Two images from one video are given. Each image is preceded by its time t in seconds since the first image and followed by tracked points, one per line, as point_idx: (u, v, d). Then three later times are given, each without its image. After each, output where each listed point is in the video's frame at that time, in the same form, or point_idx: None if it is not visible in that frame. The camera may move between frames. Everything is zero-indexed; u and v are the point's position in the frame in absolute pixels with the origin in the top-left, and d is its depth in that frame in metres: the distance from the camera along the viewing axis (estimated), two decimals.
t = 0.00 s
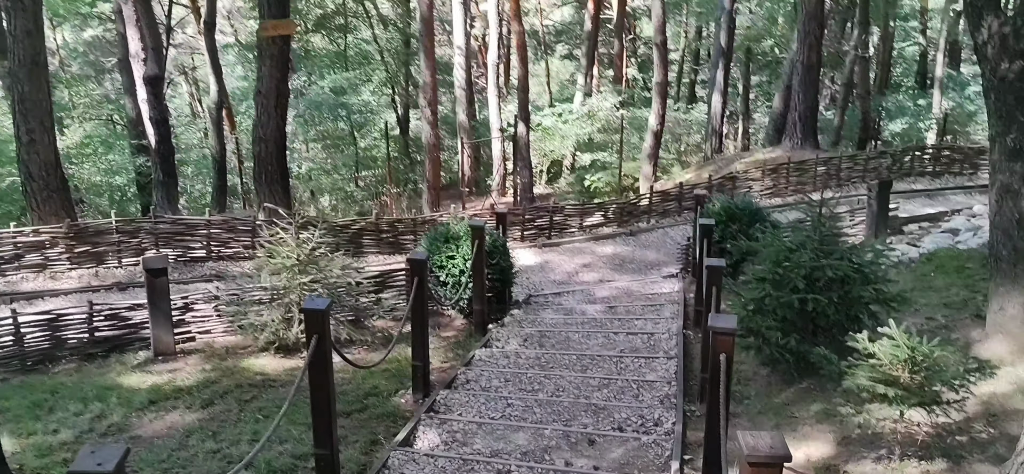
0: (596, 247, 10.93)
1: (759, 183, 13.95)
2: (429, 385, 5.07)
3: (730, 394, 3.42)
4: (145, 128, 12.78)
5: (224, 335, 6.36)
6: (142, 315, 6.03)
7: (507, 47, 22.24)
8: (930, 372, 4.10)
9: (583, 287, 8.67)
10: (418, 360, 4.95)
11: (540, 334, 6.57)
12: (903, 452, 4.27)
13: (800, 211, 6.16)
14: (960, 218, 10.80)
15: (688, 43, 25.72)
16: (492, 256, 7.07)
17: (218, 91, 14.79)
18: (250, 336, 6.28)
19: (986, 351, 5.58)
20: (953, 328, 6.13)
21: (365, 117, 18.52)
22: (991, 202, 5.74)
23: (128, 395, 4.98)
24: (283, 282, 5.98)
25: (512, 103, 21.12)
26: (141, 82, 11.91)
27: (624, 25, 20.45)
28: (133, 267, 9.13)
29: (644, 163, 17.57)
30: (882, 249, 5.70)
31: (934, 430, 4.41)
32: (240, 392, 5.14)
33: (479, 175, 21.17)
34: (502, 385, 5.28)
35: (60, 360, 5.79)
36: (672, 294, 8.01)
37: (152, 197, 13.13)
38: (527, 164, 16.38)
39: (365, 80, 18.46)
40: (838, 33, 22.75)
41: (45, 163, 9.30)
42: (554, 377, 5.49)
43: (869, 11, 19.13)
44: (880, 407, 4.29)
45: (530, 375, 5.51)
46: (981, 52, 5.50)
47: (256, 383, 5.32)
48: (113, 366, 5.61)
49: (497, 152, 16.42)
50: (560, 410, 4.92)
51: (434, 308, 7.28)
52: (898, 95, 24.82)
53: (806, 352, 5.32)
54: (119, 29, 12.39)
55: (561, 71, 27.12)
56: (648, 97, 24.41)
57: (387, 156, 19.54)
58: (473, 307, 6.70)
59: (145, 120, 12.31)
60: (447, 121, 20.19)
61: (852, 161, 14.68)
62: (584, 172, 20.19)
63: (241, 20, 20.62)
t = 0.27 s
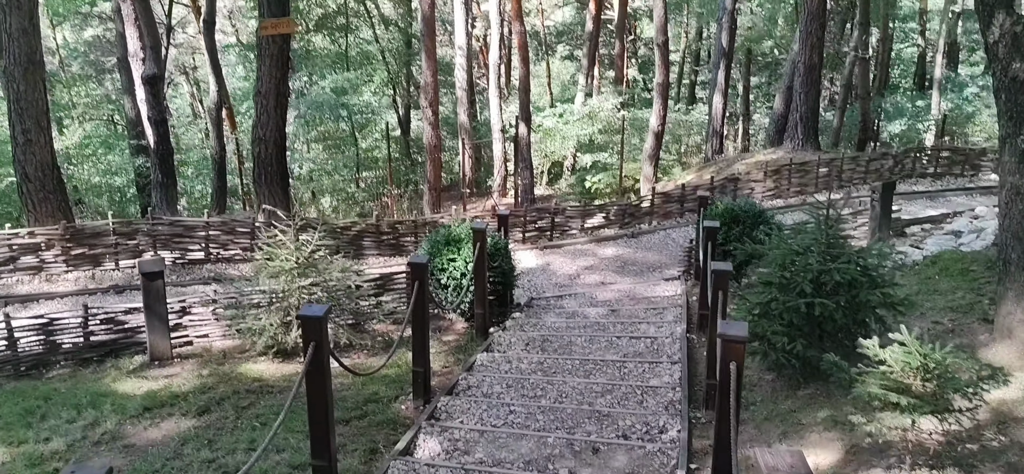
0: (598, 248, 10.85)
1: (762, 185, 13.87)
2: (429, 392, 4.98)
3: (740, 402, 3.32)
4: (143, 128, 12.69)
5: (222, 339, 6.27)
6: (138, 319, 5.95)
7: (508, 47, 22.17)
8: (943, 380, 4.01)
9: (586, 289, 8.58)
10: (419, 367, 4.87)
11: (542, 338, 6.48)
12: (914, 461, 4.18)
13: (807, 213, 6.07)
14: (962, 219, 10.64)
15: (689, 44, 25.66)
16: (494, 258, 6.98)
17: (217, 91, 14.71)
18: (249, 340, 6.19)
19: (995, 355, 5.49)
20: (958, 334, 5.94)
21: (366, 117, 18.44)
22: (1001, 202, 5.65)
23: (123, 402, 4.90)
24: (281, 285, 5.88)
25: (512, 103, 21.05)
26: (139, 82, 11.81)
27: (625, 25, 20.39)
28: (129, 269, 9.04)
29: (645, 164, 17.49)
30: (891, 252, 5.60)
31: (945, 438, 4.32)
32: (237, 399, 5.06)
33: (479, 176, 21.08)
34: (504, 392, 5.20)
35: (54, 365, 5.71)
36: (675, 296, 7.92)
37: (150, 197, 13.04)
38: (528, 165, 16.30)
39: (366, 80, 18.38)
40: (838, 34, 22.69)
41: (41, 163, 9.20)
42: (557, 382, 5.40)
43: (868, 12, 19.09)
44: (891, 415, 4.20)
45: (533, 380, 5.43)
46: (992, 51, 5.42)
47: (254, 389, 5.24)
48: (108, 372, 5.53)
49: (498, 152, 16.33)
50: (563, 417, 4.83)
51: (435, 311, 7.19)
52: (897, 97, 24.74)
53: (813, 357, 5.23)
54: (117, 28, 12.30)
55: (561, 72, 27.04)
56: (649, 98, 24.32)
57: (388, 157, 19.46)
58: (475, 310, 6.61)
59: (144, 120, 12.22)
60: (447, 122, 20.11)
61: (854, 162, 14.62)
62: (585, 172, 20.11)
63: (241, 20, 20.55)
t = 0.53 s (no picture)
0: (605, 248, 10.67)
1: (771, 183, 13.66)
2: (435, 397, 4.83)
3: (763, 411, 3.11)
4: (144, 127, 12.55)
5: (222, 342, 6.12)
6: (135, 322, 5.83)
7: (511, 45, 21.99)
8: (975, 386, 3.80)
9: (594, 290, 8.39)
10: (424, 372, 4.72)
11: (551, 340, 6.31)
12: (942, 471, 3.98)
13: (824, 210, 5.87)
14: (976, 217, 10.38)
15: (694, 41, 25.43)
16: (500, 259, 6.81)
17: (218, 89, 14.56)
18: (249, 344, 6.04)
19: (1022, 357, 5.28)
20: (980, 336, 5.70)
21: (369, 116, 18.29)
22: None
23: (117, 409, 4.75)
24: (283, 287, 5.73)
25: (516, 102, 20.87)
26: (138, 80, 11.66)
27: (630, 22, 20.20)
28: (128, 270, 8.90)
29: (651, 162, 17.28)
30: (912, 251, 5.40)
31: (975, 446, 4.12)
32: (236, 404, 4.90)
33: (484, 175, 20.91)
34: (512, 397, 5.03)
35: (48, 370, 5.59)
36: (686, 297, 7.72)
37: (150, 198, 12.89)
38: (533, 163, 16.11)
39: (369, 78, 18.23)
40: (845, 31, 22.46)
41: (37, 162, 9.07)
42: (567, 387, 5.22)
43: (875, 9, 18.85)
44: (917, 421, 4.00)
45: (542, 385, 5.25)
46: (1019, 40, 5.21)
47: (254, 394, 5.07)
48: (104, 377, 5.39)
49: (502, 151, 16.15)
50: (574, 423, 4.65)
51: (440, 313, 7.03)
52: (903, 94, 24.47)
53: (832, 360, 5.03)
54: (117, 26, 12.16)
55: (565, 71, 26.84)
56: (654, 96, 24.09)
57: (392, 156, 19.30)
58: (481, 312, 6.43)
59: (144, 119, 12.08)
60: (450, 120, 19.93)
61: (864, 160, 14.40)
62: (591, 171, 19.92)
63: (243, 19, 20.41)
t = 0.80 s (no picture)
0: (613, 248, 10.48)
1: (779, 182, 13.46)
2: (440, 404, 4.67)
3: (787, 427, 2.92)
4: (142, 126, 12.39)
5: (221, 346, 5.96)
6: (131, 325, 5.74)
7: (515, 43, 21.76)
8: (1005, 395, 3.60)
9: (601, 291, 8.21)
10: (429, 378, 4.56)
11: (558, 344, 6.14)
12: None
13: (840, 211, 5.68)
14: (990, 216, 10.14)
15: (698, 40, 25.24)
16: (506, 260, 6.63)
17: (216, 88, 14.39)
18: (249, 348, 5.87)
19: None
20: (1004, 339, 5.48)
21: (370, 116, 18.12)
22: None
23: (110, 418, 4.59)
24: (282, 291, 5.56)
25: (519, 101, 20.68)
26: (135, 79, 11.47)
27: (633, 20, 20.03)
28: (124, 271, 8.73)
29: (656, 161, 17.11)
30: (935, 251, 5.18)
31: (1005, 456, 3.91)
32: (235, 411, 4.73)
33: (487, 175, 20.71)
34: (520, 403, 4.86)
35: (41, 375, 5.47)
36: (697, 298, 7.53)
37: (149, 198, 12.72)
38: (537, 163, 15.93)
39: (370, 78, 18.08)
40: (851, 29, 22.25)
41: (31, 163, 8.91)
42: (576, 393, 5.05)
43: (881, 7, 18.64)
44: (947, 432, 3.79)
45: (550, 391, 5.08)
46: None
47: (253, 401, 4.90)
48: (99, 384, 5.24)
49: (506, 150, 15.97)
50: (585, 431, 4.47)
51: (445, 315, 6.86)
52: (909, 93, 24.23)
53: (852, 365, 4.83)
54: (114, 25, 11.99)
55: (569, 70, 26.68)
56: (658, 95, 23.90)
57: (394, 156, 19.12)
58: (487, 315, 6.25)
59: (142, 118, 11.90)
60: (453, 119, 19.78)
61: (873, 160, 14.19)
62: (595, 170, 19.70)
63: (243, 18, 20.25)
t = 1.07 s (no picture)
0: (614, 251, 10.39)
1: (781, 184, 13.38)
2: (440, 412, 4.57)
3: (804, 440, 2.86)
4: (138, 127, 12.28)
5: (216, 351, 5.86)
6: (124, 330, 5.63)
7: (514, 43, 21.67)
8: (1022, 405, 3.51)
9: (602, 295, 8.11)
10: (429, 386, 4.46)
11: (560, 349, 6.04)
12: None
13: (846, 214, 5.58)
14: (993, 219, 10.03)
15: (697, 41, 25.18)
16: (506, 264, 6.54)
17: (213, 88, 14.28)
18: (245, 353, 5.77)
19: None
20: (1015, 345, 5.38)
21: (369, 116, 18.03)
22: None
23: (103, 426, 4.48)
24: (279, 296, 5.45)
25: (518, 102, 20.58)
26: (131, 79, 11.36)
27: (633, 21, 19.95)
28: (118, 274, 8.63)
29: (655, 163, 17.02)
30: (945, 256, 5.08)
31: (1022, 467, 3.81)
32: (229, 420, 4.62)
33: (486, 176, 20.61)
34: (521, 412, 4.76)
35: (31, 381, 5.37)
36: (700, 302, 7.43)
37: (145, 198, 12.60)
38: (536, 164, 15.84)
39: (369, 78, 17.98)
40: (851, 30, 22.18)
41: (25, 164, 8.80)
42: (578, 401, 4.94)
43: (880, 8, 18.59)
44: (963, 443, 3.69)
45: (552, 399, 4.97)
46: None
47: (250, 408, 4.81)
48: (91, 390, 5.13)
49: (504, 151, 15.87)
50: (587, 441, 4.37)
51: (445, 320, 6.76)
52: (908, 94, 24.18)
53: (860, 373, 4.72)
54: (111, 24, 11.88)
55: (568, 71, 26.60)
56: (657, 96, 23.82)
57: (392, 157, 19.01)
58: (487, 320, 6.15)
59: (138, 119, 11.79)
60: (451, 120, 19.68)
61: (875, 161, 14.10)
62: (595, 172, 19.60)
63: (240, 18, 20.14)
